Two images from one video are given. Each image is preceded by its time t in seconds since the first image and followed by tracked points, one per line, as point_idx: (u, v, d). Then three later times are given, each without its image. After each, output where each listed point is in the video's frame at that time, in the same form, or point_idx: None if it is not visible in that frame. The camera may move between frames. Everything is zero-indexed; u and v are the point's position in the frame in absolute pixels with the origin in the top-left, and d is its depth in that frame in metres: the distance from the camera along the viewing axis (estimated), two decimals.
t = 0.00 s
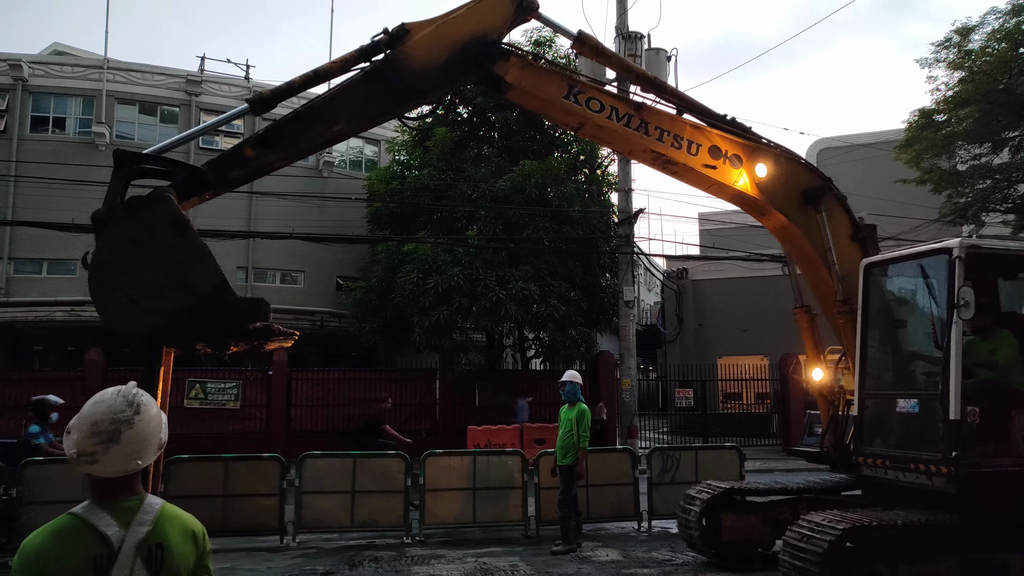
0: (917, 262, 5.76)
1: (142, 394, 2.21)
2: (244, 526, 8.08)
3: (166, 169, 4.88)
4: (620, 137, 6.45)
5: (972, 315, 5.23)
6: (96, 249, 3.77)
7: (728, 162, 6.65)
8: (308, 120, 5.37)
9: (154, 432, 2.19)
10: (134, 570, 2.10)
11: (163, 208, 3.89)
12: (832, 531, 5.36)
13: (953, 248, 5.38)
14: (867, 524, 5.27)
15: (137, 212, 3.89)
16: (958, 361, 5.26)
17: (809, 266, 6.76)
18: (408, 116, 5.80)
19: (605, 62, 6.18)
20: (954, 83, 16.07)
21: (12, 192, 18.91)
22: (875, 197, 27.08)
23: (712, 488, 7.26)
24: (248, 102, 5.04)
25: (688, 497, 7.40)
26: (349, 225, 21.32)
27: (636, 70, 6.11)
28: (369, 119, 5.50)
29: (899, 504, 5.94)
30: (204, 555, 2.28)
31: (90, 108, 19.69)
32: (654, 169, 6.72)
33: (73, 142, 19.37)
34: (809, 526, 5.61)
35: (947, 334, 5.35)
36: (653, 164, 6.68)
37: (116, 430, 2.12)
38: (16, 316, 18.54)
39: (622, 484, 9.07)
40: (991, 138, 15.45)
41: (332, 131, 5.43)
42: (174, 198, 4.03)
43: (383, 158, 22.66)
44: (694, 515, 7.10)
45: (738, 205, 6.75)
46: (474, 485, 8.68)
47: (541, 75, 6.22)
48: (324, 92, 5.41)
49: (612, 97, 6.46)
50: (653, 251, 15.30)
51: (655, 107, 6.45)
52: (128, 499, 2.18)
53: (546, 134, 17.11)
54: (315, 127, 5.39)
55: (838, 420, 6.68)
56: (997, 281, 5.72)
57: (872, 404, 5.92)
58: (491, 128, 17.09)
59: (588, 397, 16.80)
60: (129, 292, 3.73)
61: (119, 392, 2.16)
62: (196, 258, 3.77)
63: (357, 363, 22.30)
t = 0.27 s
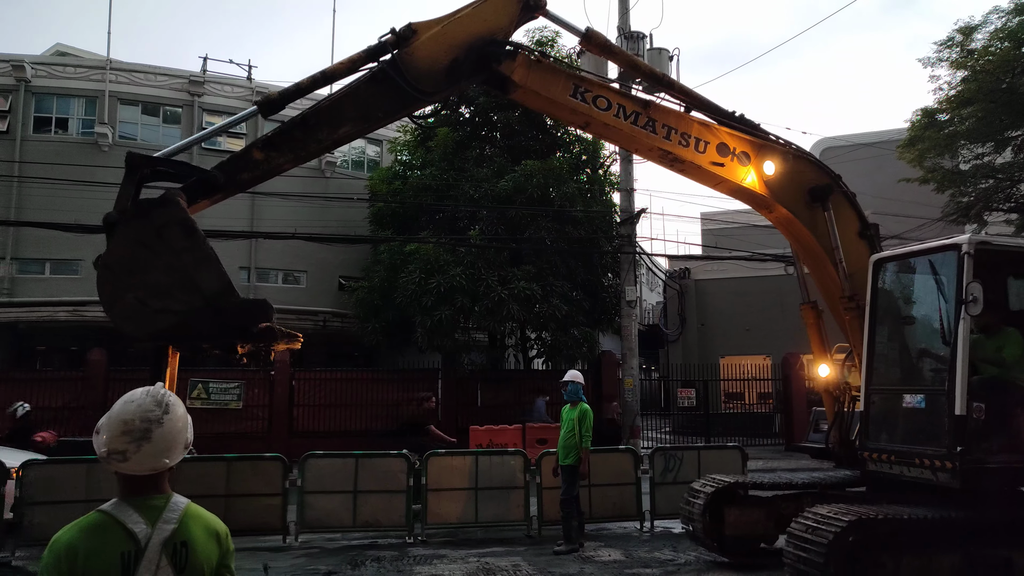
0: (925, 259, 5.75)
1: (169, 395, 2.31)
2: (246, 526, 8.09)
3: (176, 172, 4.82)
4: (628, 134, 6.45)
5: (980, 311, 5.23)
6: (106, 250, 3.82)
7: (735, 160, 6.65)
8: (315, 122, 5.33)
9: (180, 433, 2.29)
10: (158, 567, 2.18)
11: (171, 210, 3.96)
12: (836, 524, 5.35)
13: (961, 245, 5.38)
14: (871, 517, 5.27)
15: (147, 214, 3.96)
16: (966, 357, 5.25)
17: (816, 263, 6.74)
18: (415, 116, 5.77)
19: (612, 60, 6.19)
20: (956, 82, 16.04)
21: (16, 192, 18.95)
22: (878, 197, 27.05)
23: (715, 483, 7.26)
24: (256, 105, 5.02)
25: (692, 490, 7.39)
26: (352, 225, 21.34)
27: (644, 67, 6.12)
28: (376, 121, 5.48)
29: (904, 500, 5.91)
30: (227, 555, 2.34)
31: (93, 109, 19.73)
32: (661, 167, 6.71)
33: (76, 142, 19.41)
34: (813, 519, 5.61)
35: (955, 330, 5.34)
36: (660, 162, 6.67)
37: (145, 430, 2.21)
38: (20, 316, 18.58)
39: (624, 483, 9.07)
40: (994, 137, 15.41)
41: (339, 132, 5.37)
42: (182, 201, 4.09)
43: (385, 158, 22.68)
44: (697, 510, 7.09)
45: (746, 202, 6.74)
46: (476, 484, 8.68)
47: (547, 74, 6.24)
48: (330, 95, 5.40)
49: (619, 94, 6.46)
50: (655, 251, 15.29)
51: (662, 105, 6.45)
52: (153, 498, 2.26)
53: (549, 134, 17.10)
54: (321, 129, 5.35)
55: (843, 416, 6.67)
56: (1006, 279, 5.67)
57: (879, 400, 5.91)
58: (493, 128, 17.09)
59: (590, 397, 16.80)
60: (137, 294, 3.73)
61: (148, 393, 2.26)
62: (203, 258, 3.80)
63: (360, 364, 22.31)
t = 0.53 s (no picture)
0: (927, 260, 5.74)
1: (188, 396, 2.31)
2: (247, 525, 8.11)
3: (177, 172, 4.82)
4: (629, 135, 6.44)
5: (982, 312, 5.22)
6: (107, 250, 3.83)
7: (736, 160, 6.64)
8: (316, 122, 5.32)
9: (198, 433, 2.29)
10: (173, 566, 2.18)
11: (172, 211, 3.97)
12: (837, 525, 5.35)
13: (963, 245, 5.37)
14: (873, 518, 5.26)
15: (147, 214, 3.95)
16: (967, 358, 5.24)
17: (817, 264, 6.74)
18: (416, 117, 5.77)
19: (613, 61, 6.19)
20: (960, 81, 15.99)
21: (18, 191, 18.99)
22: (880, 197, 27.02)
23: (716, 484, 7.26)
24: (257, 105, 5.02)
25: (693, 491, 7.40)
26: (354, 224, 21.35)
27: (645, 68, 6.12)
28: (377, 121, 5.48)
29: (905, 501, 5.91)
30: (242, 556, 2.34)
31: (95, 108, 19.76)
32: (662, 168, 6.71)
33: (78, 141, 19.44)
34: (815, 520, 5.60)
35: (956, 331, 5.34)
36: (660, 163, 6.67)
37: (164, 429, 2.22)
38: (22, 315, 18.61)
39: (626, 483, 9.07)
40: (998, 136, 15.37)
41: (341, 133, 5.37)
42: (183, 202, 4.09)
43: (387, 158, 22.69)
44: (698, 510, 7.10)
45: (747, 203, 6.74)
46: (478, 484, 8.68)
47: (548, 74, 6.23)
48: (331, 95, 5.39)
49: (620, 95, 6.46)
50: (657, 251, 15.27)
51: (663, 105, 6.45)
52: (170, 497, 2.27)
53: (551, 134, 17.08)
54: (322, 129, 5.35)
55: (845, 417, 6.67)
56: (1009, 281, 5.69)
57: (880, 401, 5.91)
58: (495, 128, 17.09)
59: (592, 396, 16.79)
60: (137, 294, 3.74)
61: (167, 392, 2.26)
62: (204, 260, 3.81)
63: (362, 363, 22.34)
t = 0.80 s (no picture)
0: (927, 257, 5.73)
1: (185, 395, 2.29)
2: (246, 523, 8.10)
3: (176, 170, 4.81)
4: (629, 132, 6.43)
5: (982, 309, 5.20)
6: (105, 247, 3.81)
7: (736, 158, 6.63)
8: (316, 120, 5.30)
9: (194, 432, 2.28)
10: (161, 566, 2.16)
11: (172, 208, 3.95)
12: (837, 523, 5.34)
13: (962, 242, 5.36)
14: (872, 516, 5.26)
15: (145, 210, 3.93)
16: (967, 356, 5.23)
17: (817, 262, 6.73)
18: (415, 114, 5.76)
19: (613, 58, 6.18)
20: (959, 79, 16.01)
21: (16, 189, 18.95)
22: (879, 195, 27.03)
23: (716, 481, 7.28)
24: (256, 102, 5.00)
25: (693, 489, 7.40)
26: (353, 222, 21.33)
27: (645, 66, 6.11)
28: (377, 118, 5.46)
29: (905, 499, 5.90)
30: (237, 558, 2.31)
31: (94, 106, 19.72)
32: (662, 165, 6.70)
33: (76, 139, 19.40)
34: (814, 518, 5.60)
35: (956, 328, 5.33)
36: (660, 160, 6.65)
37: (161, 428, 2.21)
38: (20, 313, 18.58)
39: (625, 481, 9.06)
40: (996, 134, 15.38)
41: (341, 130, 5.35)
42: (181, 199, 4.07)
43: (386, 155, 22.67)
44: (698, 507, 7.10)
45: (746, 200, 6.73)
46: (477, 482, 8.68)
47: (548, 72, 6.22)
48: (330, 92, 5.37)
49: (620, 93, 6.45)
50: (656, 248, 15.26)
51: (663, 102, 6.43)
52: (163, 496, 2.25)
53: (550, 131, 17.06)
54: (322, 126, 5.33)
55: (844, 415, 6.66)
56: (1008, 278, 5.78)
57: (879, 399, 5.90)
58: (494, 125, 17.08)
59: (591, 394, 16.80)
60: (136, 290, 3.73)
61: (163, 390, 2.24)
62: (203, 257, 3.80)
63: (361, 361, 22.33)
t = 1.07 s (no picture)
0: (921, 255, 5.75)
1: (175, 392, 2.28)
2: (241, 520, 8.08)
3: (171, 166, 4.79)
4: (625, 130, 6.43)
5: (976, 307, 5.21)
6: (99, 242, 3.80)
7: (732, 155, 6.63)
8: (311, 116, 5.29)
9: (185, 429, 2.28)
10: (144, 567, 2.16)
11: (165, 204, 3.93)
12: (832, 520, 5.35)
13: (957, 241, 5.37)
14: (866, 513, 5.27)
15: (139, 206, 3.92)
16: (961, 353, 5.24)
17: (812, 260, 6.74)
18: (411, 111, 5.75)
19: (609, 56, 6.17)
20: (954, 77, 16.08)
21: (10, 185, 18.86)
22: (874, 193, 27.10)
23: (711, 479, 7.29)
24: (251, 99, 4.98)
25: (688, 486, 7.41)
26: (349, 219, 21.29)
27: (642, 63, 6.11)
28: (374, 115, 5.45)
29: (899, 496, 5.92)
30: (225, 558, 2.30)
31: (88, 102, 19.63)
32: (658, 163, 6.70)
33: (71, 135, 19.32)
34: (808, 515, 5.61)
35: (950, 326, 5.34)
36: (656, 158, 6.66)
37: (154, 426, 2.20)
38: (14, 310, 18.51)
39: (620, 478, 9.07)
40: (991, 132, 15.45)
41: (336, 127, 5.34)
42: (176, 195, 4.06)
43: (382, 153, 22.63)
44: (693, 505, 7.11)
45: (742, 198, 6.74)
46: (472, 479, 8.68)
47: (544, 69, 6.21)
48: (326, 89, 5.36)
49: (616, 90, 6.44)
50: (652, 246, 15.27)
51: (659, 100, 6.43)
52: (149, 494, 2.25)
53: (546, 128, 17.05)
54: (318, 123, 5.32)
55: (839, 412, 6.68)
56: (1001, 276, 5.78)
57: (873, 396, 5.92)
58: (490, 123, 17.06)
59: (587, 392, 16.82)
60: (130, 287, 3.72)
61: (155, 386, 2.23)
62: (197, 253, 3.79)
63: (356, 358, 22.31)
